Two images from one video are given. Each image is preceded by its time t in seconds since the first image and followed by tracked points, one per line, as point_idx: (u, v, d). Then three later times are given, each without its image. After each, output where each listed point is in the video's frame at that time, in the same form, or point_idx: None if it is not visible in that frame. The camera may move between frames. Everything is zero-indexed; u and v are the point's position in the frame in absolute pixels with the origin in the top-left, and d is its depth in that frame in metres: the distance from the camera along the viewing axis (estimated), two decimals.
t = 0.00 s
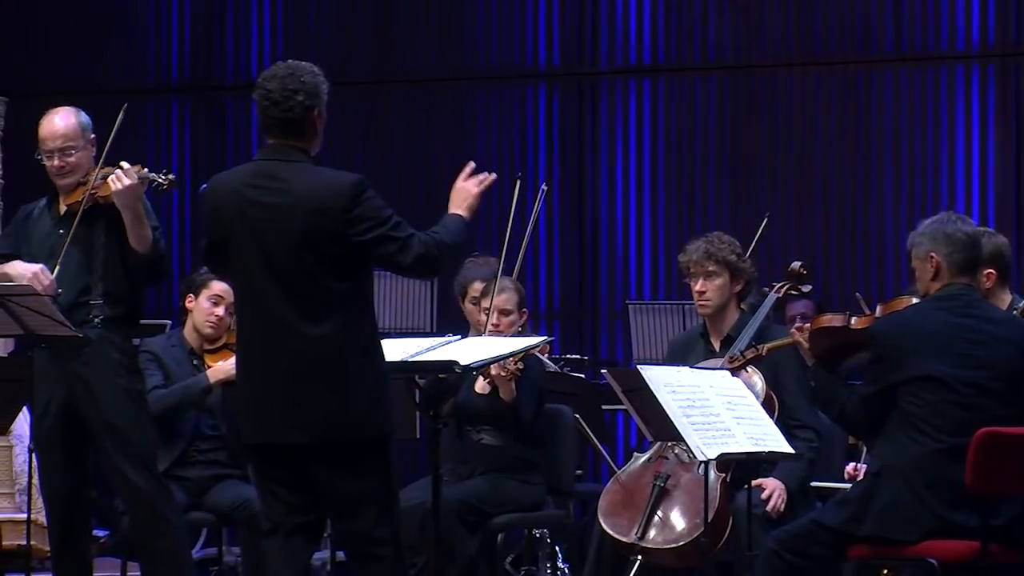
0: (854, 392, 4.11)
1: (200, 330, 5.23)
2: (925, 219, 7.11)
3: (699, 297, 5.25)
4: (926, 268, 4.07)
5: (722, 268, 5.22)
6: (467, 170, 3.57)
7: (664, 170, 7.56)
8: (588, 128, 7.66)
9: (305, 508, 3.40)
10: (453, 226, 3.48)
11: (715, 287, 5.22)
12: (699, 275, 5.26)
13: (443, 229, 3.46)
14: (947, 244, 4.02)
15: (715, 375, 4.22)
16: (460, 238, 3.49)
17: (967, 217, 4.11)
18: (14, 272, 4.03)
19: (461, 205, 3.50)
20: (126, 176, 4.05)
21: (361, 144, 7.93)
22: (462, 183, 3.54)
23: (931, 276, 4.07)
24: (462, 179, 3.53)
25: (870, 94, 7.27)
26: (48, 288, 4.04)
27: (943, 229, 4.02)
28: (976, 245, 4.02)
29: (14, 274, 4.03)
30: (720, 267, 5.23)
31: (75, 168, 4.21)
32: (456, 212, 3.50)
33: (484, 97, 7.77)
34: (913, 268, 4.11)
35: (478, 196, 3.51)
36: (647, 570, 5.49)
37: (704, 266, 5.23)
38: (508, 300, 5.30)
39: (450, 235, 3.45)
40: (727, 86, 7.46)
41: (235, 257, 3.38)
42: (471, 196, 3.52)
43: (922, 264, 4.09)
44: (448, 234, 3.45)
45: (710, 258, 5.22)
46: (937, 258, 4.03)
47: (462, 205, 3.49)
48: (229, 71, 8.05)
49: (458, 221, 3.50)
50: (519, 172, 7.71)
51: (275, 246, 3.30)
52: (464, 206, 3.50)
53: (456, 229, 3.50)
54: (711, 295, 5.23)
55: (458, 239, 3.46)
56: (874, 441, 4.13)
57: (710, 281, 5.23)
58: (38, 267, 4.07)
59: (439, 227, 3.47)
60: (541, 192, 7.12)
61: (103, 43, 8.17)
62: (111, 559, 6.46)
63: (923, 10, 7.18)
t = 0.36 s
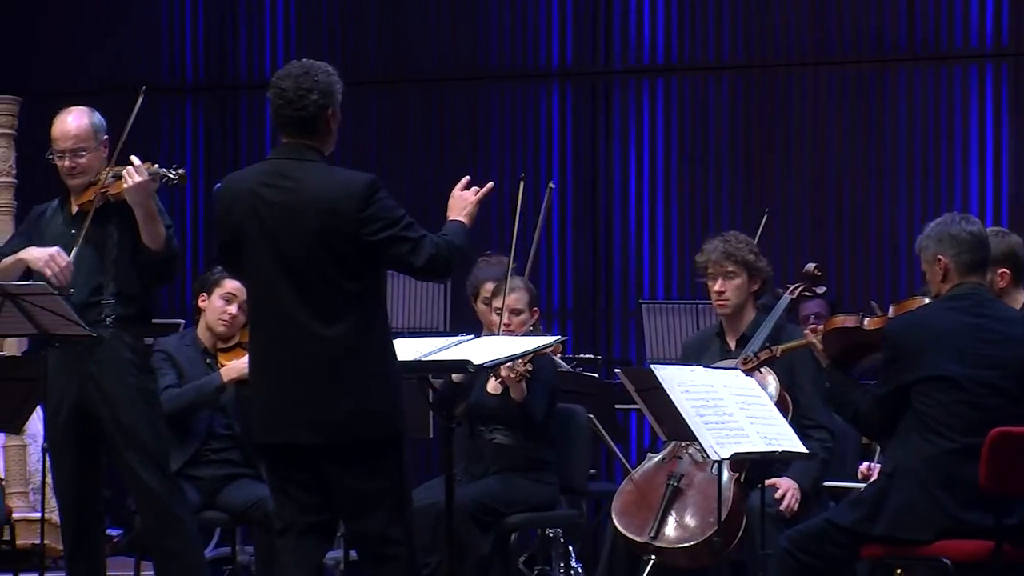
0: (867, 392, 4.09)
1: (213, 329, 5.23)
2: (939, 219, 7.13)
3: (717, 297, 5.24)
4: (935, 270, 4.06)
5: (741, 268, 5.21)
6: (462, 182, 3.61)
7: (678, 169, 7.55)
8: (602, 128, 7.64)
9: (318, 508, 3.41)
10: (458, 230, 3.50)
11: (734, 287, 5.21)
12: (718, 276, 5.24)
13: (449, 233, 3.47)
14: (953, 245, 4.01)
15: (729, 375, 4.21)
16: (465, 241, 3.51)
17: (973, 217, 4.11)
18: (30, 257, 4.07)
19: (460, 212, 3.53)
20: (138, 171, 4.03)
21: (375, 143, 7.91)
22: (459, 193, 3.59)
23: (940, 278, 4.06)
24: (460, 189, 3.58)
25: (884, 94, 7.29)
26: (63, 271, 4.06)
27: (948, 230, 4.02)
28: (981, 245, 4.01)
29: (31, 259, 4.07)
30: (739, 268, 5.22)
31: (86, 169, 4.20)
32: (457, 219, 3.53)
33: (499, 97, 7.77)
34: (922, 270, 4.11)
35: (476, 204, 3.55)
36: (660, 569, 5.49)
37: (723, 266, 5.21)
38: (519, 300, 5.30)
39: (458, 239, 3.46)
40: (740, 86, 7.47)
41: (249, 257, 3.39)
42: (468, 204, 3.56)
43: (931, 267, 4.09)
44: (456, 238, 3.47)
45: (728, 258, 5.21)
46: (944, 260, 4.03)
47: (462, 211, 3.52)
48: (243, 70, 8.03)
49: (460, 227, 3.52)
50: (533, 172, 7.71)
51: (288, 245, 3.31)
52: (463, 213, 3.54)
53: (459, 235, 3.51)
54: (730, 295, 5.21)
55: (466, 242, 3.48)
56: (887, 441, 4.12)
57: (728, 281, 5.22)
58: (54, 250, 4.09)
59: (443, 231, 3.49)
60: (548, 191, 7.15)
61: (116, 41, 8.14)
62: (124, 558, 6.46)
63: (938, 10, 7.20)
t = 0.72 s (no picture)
0: (885, 392, 4.09)
1: (231, 330, 5.24)
2: (958, 218, 7.13)
3: (741, 296, 5.22)
4: (954, 270, 4.05)
5: (764, 268, 5.20)
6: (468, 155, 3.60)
7: (696, 169, 7.54)
8: (620, 128, 7.64)
9: (335, 508, 3.41)
10: (471, 218, 3.50)
11: (757, 287, 5.20)
12: (741, 276, 5.23)
13: (467, 225, 3.47)
14: (973, 245, 4.00)
15: (748, 374, 4.20)
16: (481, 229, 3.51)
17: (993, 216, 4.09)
18: (53, 242, 4.07)
19: (471, 193, 3.54)
20: (153, 171, 4.06)
21: (393, 143, 7.90)
22: (468, 169, 3.58)
23: (959, 278, 4.05)
24: (467, 166, 3.56)
25: (902, 95, 7.31)
26: (87, 255, 4.06)
27: (969, 229, 4.01)
28: (1002, 244, 4.00)
29: (53, 245, 4.07)
30: (762, 267, 5.20)
31: (104, 169, 4.22)
32: (470, 202, 3.53)
33: (517, 97, 7.76)
34: (942, 269, 4.09)
35: (487, 182, 3.55)
36: (679, 570, 5.48)
37: (746, 266, 5.20)
38: (534, 299, 5.30)
39: (476, 230, 3.47)
40: (758, 86, 7.47)
41: (268, 256, 3.39)
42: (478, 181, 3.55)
43: (950, 267, 4.08)
44: (473, 229, 3.47)
45: (752, 258, 5.19)
46: (964, 259, 4.02)
47: (475, 194, 3.52)
48: (261, 70, 8.02)
49: (473, 210, 3.53)
50: (551, 171, 7.70)
51: (307, 245, 3.32)
52: (475, 195, 3.54)
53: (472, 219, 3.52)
54: (753, 295, 5.20)
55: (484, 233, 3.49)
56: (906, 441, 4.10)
57: (751, 281, 5.20)
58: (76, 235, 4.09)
59: (460, 220, 3.49)
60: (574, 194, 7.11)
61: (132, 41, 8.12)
62: (142, 558, 6.47)
63: (956, 10, 7.22)
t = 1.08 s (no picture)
0: (900, 390, 4.08)
1: (249, 329, 5.25)
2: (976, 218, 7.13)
3: (760, 296, 5.21)
4: (974, 269, 4.04)
5: (783, 268, 5.19)
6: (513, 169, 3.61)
7: (714, 169, 7.53)
8: (637, 128, 7.64)
9: (352, 508, 3.42)
10: (500, 226, 3.51)
11: (776, 287, 5.18)
12: (760, 276, 5.21)
13: (491, 230, 3.49)
14: (993, 244, 3.99)
15: (765, 374, 4.19)
16: (508, 236, 3.52)
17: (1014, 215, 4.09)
18: (71, 271, 4.12)
19: (508, 205, 3.54)
20: (178, 174, 4.01)
21: (410, 143, 7.89)
22: (510, 182, 3.58)
23: (980, 277, 4.04)
24: (512, 178, 3.55)
25: (920, 94, 7.30)
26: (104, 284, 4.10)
27: (990, 229, 4.00)
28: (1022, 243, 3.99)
29: (71, 274, 4.12)
30: (781, 267, 5.19)
31: (124, 169, 4.22)
32: (504, 213, 3.54)
33: (534, 97, 7.75)
34: (962, 268, 4.08)
35: (526, 196, 3.55)
36: (696, 569, 5.47)
37: (766, 266, 5.19)
38: (548, 298, 5.28)
39: (497, 236, 3.48)
40: (776, 86, 7.47)
41: (285, 256, 3.40)
42: (516, 196, 3.55)
43: (970, 264, 4.06)
44: (495, 235, 3.48)
45: (771, 259, 5.18)
46: (985, 258, 4.01)
47: (512, 207, 3.53)
48: (279, 70, 8.00)
49: (506, 220, 3.53)
50: (569, 172, 7.69)
51: (324, 245, 3.32)
52: (511, 207, 3.54)
53: (504, 228, 3.53)
54: (773, 295, 5.19)
55: (505, 238, 3.49)
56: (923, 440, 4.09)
57: (771, 281, 5.19)
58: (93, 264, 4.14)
59: (488, 227, 3.51)
60: (586, 191, 7.10)
61: (149, 41, 8.10)
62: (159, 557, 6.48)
63: (974, 9, 7.21)
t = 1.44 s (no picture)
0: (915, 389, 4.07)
1: (264, 329, 5.27)
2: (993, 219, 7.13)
3: (772, 298, 5.20)
4: (992, 268, 4.06)
5: (795, 269, 5.17)
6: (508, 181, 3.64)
7: (730, 169, 7.52)
8: (653, 128, 7.63)
9: (368, 508, 3.42)
10: (507, 229, 3.50)
11: (788, 288, 5.18)
12: (772, 278, 5.21)
13: (501, 232, 3.48)
14: (1012, 243, 4.01)
15: (781, 374, 4.18)
16: (515, 240, 3.51)
17: None
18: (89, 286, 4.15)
19: (508, 209, 3.54)
20: (194, 181, 4.00)
21: (425, 144, 7.88)
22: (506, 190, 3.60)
23: (997, 276, 4.06)
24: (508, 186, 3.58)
25: (936, 94, 7.29)
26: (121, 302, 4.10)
27: (1008, 228, 4.02)
28: None
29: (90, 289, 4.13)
30: (793, 269, 5.18)
31: (143, 169, 4.23)
32: (505, 216, 3.53)
33: (549, 97, 7.74)
34: (979, 267, 4.10)
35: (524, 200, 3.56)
36: (710, 569, 5.47)
37: (777, 267, 5.18)
38: (560, 298, 5.28)
39: (510, 236, 3.48)
40: (792, 86, 7.46)
41: (300, 256, 3.41)
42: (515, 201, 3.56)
43: (987, 265, 4.09)
44: (506, 236, 3.48)
45: (783, 260, 5.17)
46: (1003, 257, 4.03)
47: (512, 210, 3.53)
48: (294, 69, 7.98)
49: (508, 225, 3.53)
50: (585, 172, 7.69)
51: (339, 244, 3.33)
52: (511, 210, 3.55)
53: (508, 233, 3.52)
54: (785, 297, 5.18)
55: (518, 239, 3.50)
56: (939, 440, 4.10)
57: (783, 282, 5.18)
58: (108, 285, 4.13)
59: (494, 229, 3.50)
60: (596, 188, 7.14)
61: (165, 41, 8.09)
62: (173, 557, 6.49)
63: (991, 9, 7.21)
